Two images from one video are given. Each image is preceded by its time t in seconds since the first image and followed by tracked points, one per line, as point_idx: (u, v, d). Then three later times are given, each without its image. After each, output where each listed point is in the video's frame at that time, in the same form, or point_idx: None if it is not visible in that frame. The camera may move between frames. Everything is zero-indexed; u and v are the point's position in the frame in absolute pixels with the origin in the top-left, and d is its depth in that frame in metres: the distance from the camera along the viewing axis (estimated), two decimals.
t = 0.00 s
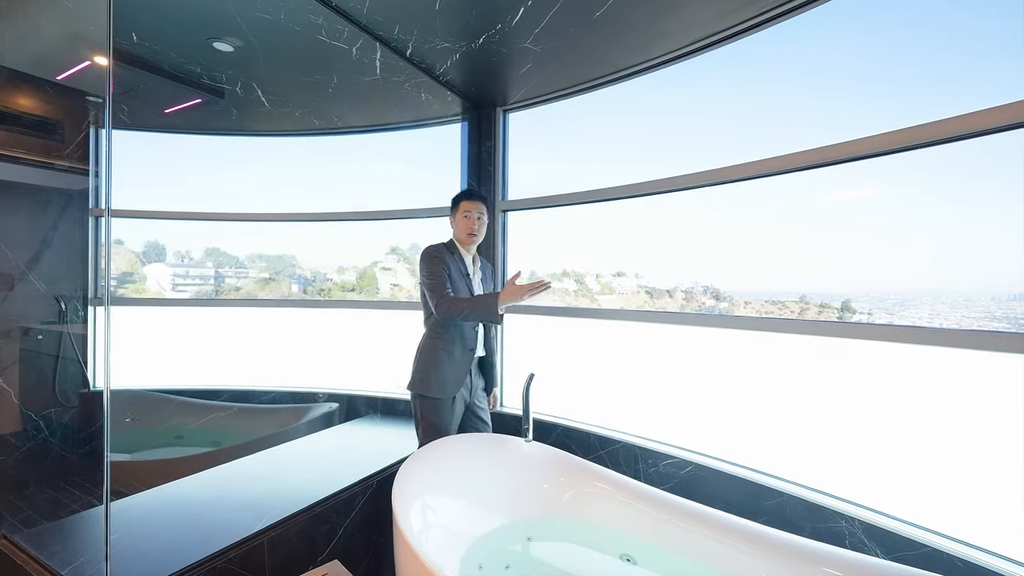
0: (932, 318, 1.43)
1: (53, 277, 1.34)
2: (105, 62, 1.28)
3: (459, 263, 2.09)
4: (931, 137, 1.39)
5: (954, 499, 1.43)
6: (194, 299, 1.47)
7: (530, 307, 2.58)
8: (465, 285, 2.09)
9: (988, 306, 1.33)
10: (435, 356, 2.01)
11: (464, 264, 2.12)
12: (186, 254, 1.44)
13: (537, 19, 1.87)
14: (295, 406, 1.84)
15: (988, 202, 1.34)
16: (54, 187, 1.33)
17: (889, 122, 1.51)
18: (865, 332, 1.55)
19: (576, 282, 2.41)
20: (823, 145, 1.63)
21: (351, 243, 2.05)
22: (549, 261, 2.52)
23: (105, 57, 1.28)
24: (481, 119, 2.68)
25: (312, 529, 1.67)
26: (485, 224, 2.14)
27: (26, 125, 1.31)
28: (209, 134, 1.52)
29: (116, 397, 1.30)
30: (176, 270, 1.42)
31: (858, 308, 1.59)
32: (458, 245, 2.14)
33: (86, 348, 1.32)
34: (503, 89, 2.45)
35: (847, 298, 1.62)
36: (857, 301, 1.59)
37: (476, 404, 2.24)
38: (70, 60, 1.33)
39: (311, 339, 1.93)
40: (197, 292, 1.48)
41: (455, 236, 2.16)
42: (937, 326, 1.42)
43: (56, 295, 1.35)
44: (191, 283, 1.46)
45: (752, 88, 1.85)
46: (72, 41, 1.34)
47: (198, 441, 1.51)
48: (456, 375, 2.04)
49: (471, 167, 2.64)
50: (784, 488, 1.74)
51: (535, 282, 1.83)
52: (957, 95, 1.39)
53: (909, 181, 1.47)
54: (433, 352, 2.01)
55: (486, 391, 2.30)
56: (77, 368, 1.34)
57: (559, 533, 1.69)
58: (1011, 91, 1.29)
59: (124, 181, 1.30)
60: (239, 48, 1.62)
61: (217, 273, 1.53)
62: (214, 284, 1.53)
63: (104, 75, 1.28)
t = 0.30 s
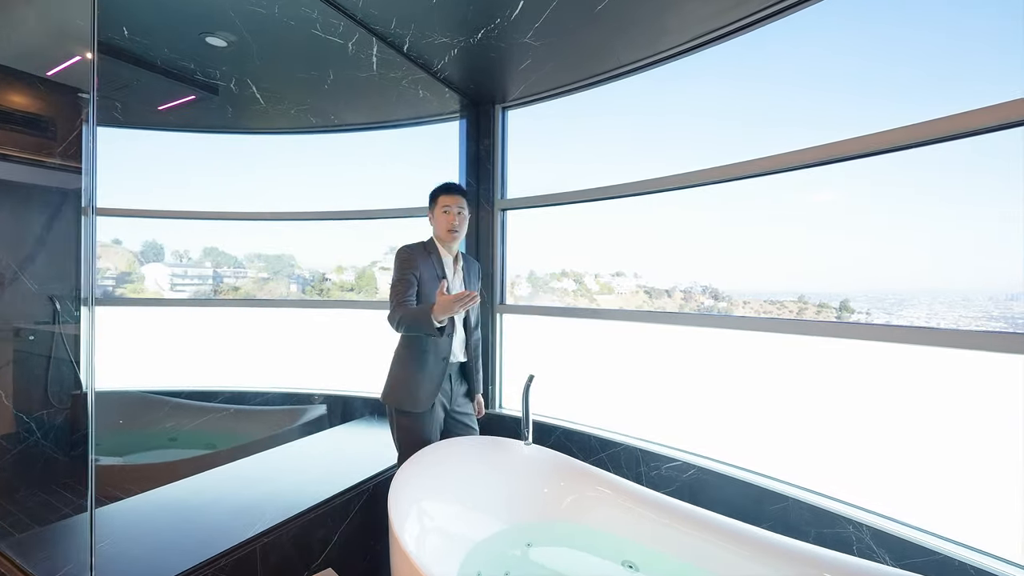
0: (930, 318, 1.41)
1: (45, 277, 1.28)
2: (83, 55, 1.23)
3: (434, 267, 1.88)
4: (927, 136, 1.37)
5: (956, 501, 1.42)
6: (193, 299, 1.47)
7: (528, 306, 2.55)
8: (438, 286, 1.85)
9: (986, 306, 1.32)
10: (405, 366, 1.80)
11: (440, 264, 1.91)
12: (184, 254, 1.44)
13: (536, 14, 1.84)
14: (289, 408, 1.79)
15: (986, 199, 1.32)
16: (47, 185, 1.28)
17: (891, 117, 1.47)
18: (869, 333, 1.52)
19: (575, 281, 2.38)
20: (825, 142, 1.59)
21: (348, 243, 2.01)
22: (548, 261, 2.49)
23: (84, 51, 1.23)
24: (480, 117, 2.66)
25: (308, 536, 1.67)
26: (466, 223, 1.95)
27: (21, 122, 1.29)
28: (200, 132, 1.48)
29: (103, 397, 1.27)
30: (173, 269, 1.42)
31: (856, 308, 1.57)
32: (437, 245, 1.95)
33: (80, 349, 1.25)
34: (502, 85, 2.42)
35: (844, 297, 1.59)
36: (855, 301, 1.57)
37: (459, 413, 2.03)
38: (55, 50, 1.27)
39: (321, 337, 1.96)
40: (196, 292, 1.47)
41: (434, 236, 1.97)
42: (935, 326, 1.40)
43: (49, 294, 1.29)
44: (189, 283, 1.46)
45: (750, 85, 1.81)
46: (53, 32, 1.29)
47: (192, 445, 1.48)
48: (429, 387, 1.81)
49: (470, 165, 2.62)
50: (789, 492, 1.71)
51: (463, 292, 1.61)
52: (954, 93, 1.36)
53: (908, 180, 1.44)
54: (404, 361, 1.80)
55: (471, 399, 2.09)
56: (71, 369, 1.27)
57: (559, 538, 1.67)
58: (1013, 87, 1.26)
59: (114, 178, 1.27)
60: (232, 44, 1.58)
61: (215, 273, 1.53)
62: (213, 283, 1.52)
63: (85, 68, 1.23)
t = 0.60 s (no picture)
0: (930, 318, 1.40)
1: (42, 276, 1.27)
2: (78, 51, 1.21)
3: (421, 266, 1.85)
4: (919, 137, 1.37)
5: (959, 504, 1.40)
6: (193, 300, 1.46)
7: (528, 306, 2.54)
8: (424, 289, 1.83)
9: (986, 306, 1.30)
10: (393, 371, 1.79)
11: (428, 264, 1.88)
12: (185, 253, 1.43)
13: (535, 11, 1.83)
14: (286, 409, 1.77)
15: (985, 199, 1.31)
16: (48, 187, 1.26)
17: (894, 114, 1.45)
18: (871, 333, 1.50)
19: (575, 281, 2.36)
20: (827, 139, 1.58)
21: (349, 243, 1.99)
22: (547, 261, 2.48)
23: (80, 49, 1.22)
24: (480, 116, 2.65)
25: (302, 537, 1.70)
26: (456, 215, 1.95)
27: (15, 121, 1.24)
28: (197, 131, 1.46)
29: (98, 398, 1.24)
30: (174, 269, 1.41)
31: (856, 308, 1.55)
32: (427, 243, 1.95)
33: (76, 349, 1.24)
34: (501, 83, 2.41)
35: (844, 298, 1.58)
36: (855, 301, 1.56)
37: (456, 415, 2.02)
38: (50, 46, 1.25)
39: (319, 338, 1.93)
40: (197, 292, 1.46)
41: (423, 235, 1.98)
42: (936, 326, 1.39)
43: (46, 294, 1.27)
44: (189, 283, 1.45)
45: (752, 81, 1.79)
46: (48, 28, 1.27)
47: (189, 446, 1.46)
48: (419, 391, 1.80)
49: (470, 165, 2.61)
50: (792, 494, 1.69)
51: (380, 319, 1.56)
52: (959, 88, 1.33)
53: (910, 179, 1.42)
54: (392, 364, 1.79)
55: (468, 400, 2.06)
56: (68, 368, 1.25)
57: (558, 539, 1.65)
58: (1010, 86, 1.25)
59: (110, 176, 1.25)
60: (228, 40, 1.55)
61: (215, 273, 1.51)
62: (213, 283, 1.51)
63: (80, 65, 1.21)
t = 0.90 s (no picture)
0: (928, 319, 1.40)
1: (40, 278, 1.26)
2: (76, 53, 1.21)
3: (414, 269, 1.85)
4: (929, 137, 1.36)
5: (958, 506, 1.40)
6: (190, 302, 1.46)
7: (527, 307, 2.54)
8: (416, 293, 1.83)
9: (984, 306, 1.31)
10: (389, 377, 1.79)
11: (421, 267, 1.88)
12: (183, 254, 1.43)
13: (533, 13, 1.83)
14: (284, 411, 1.75)
15: (986, 199, 1.31)
16: (46, 188, 1.25)
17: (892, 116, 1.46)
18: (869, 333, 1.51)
19: (574, 282, 2.36)
20: (825, 141, 1.58)
21: (348, 244, 1.99)
22: (546, 262, 2.48)
23: (78, 50, 1.21)
24: (479, 117, 2.66)
25: (301, 540, 1.70)
26: (455, 219, 1.95)
27: (14, 122, 1.25)
28: (196, 133, 1.46)
29: (95, 399, 1.24)
30: (171, 270, 1.40)
31: (855, 309, 1.56)
32: (422, 246, 1.96)
33: (72, 349, 1.23)
34: (500, 85, 2.41)
35: (842, 298, 1.58)
36: (854, 301, 1.56)
37: (456, 417, 2.03)
38: (47, 47, 1.25)
39: (318, 335, 1.88)
40: (194, 293, 1.46)
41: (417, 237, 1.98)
42: (934, 327, 1.39)
43: (44, 295, 1.27)
44: (187, 284, 1.44)
45: (751, 82, 1.79)
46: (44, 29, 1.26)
47: (188, 448, 1.46)
48: (416, 396, 1.80)
49: (469, 165, 2.61)
50: (790, 496, 1.69)
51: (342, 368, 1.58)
52: (964, 88, 1.33)
53: (908, 181, 1.43)
54: (388, 370, 1.80)
55: (467, 401, 2.07)
56: (65, 370, 1.24)
57: (557, 541, 1.66)
58: (1007, 89, 1.25)
59: (108, 178, 1.25)
60: (226, 42, 1.55)
61: (213, 274, 1.51)
62: (211, 284, 1.51)
63: (78, 66, 1.21)
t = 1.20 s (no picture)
0: (922, 318, 1.42)
1: (34, 276, 1.25)
2: (71, 51, 1.21)
3: (413, 268, 1.83)
4: (927, 136, 1.37)
5: (951, 503, 1.42)
6: (187, 301, 1.46)
7: (524, 306, 2.55)
8: (415, 293, 1.82)
9: (977, 306, 1.32)
10: (388, 377, 1.78)
11: (420, 266, 1.87)
12: (179, 254, 1.43)
13: (530, 14, 1.84)
14: (280, 410, 1.75)
15: (982, 199, 1.32)
16: (41, 187, 1.24)
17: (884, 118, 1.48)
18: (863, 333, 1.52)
19: (571, 281, 2.37)
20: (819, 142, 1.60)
21: (345, 244, 1.99)
22: (543, 262, 2.49)
23: (72, 48, 1.21)
24: (476, 116, 2.66)
25: (296, 538, 1.71)
26: (454, 218, 1.95)
27: (6, 121, 1.23)
28: (192, 132, 1.46)
29: (91, 399, 1.24)
30: (167, 269, 1.41)
31: (849, 308, 1.57)
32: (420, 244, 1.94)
33: (67, 349, 1.23)
34: (497, 85, 2.42)
35: (838, 298, 1.60)
36: (849, 301, 1.57)
37: (452, 413, 2.05)
38: (43, 45, 1.24)
39: (313, 335, 1.90)
40: (190, 293, 1.46)
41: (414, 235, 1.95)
42: (928, 327, 1.41)
43: (38, 295, 1.25)
44: (183, 283, 1.44)
45: (749, 82, 1.80)
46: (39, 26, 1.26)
47: (185, 447, 1.46)
48: (416, 397, 1.80)
49: (465, 165, 2.62)
50: (784, 493, 1.71)
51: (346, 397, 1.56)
52: (960, 89, 1.34)
53: (900, 182, 1.45)
54: (387, 370, 1.79)
55: (464, 398, 2.09)
56: (61, 370, 1.24)
57: (553, 539, 1.67)
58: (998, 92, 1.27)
59: (105, 177, 1.25)
60: (223, 41, 1.54)
61: (209, 273, 1.51)
62: (207, 283, 1.51)
63: (73, 65, 1.21)
